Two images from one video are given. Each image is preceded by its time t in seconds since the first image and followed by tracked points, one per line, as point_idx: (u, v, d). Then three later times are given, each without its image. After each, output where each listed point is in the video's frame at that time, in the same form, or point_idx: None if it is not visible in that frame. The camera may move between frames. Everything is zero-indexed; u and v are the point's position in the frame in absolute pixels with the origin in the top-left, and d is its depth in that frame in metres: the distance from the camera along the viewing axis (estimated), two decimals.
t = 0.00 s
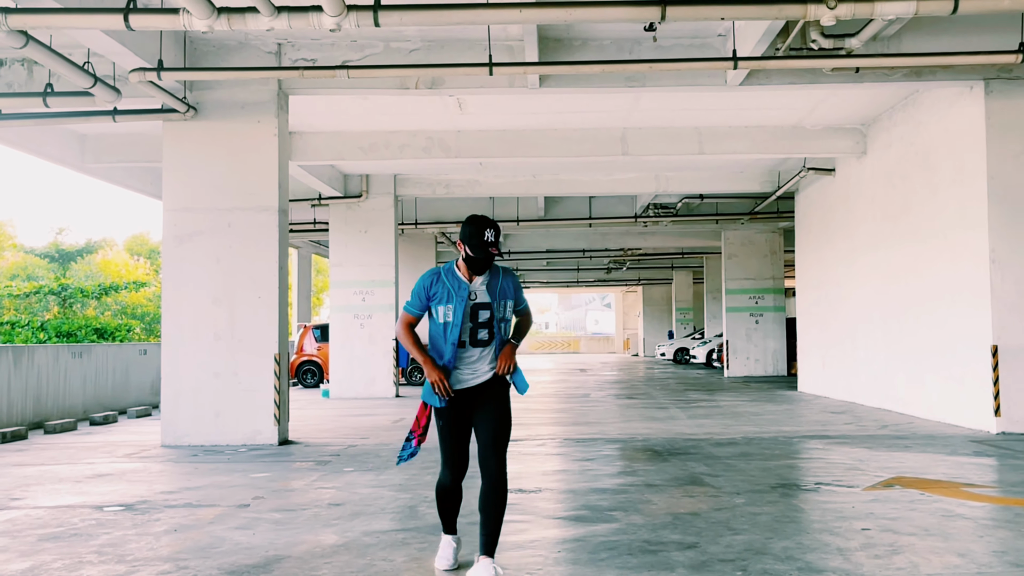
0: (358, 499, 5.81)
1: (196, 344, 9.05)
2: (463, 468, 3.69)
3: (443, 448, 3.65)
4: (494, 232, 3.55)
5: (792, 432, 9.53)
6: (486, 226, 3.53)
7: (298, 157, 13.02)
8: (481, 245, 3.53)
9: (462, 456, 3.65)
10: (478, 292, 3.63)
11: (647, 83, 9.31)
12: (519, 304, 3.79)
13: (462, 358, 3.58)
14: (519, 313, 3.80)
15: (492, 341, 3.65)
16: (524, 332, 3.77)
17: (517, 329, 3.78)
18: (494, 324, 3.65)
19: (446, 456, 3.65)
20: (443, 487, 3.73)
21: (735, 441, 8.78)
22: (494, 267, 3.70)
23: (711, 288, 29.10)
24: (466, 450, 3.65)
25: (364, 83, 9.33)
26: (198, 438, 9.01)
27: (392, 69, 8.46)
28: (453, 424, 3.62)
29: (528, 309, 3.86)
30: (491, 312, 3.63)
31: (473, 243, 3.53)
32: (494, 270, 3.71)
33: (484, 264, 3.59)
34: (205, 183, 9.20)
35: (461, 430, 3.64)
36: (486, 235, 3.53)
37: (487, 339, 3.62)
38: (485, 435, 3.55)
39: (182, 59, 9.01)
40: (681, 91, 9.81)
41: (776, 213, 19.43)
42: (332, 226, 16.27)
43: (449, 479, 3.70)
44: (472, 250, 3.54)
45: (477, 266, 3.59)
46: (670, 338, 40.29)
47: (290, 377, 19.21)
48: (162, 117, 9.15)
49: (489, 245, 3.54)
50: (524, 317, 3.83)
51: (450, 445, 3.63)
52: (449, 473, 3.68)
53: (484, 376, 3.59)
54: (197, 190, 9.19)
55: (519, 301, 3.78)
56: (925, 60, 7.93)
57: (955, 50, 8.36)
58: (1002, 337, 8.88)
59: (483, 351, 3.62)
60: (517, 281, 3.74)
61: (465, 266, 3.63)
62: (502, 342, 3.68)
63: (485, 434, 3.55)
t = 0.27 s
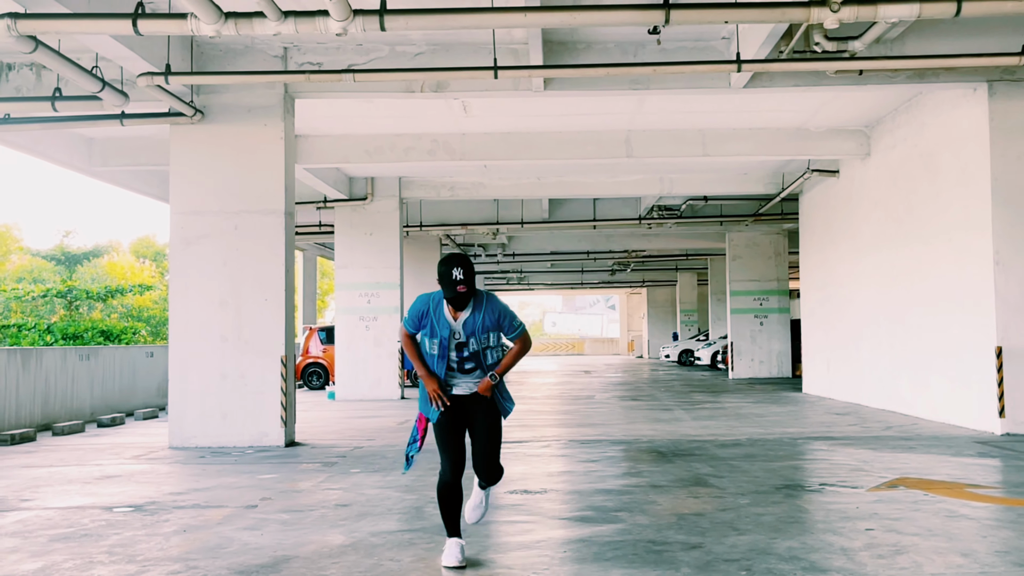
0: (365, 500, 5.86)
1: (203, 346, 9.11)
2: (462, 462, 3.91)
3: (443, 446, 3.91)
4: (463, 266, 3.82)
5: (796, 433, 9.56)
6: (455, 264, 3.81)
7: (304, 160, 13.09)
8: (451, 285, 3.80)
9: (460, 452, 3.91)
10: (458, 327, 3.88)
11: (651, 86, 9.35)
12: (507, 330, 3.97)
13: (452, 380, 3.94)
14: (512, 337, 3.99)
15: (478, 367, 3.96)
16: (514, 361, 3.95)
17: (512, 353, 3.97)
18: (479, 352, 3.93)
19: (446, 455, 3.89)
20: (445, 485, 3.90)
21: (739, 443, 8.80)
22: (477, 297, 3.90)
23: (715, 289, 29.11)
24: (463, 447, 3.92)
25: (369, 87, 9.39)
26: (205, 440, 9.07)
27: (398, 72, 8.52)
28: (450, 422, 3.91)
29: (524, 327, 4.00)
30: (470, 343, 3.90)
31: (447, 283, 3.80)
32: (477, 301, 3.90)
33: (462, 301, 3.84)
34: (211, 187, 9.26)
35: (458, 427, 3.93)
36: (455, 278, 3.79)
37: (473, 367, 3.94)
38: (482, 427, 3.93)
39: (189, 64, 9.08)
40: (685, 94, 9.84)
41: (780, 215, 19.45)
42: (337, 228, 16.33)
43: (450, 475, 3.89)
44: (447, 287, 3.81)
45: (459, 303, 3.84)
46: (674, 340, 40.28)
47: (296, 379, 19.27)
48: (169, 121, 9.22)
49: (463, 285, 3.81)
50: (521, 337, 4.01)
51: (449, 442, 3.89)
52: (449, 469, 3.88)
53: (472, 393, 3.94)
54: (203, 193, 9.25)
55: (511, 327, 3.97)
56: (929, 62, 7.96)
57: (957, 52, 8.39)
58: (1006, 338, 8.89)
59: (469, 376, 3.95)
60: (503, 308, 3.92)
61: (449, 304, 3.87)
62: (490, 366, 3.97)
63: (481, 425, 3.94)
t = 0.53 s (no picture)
0: (370, 500, 5.90)
1: (209, 348, 9.16)
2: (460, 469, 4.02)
3: (443, 452, 4.01)
4: (459, 278, 3.97)
5: (799, 434, 9.58)
6: (455, 273, 3.96)
7: (308, 162, 13.14)
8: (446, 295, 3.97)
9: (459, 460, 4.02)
10: (451, 341, 4.02)
11: (654, 87, 9.39)
12: (503, 354, 4.00)
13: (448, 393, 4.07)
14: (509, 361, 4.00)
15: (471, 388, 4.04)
16: (508, 391, 3.91)
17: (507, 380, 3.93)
18: (474, 372, 4.02)
19: (445, 459, 4.00)
20: (445, 489, 4.00)
21: (742, 443, 8.83)
22: (476, 311, 4.04)
23: (719, 290, 29.12)
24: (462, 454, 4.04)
25: (373, 89, 9.43)
26: (211, 440, 9.12)
27: (402, 75, 8.56)
28: (452, 430, 4.03)
29: (520, 352, 3.98)
30: (461, 362, 3.99)
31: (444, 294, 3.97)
32: (475, 311, 4.05)
33: (457, 311, 3.99)
34: (217, 189, 9.32)
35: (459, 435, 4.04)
36: (448, 288, 3.96)
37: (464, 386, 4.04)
38: (482, 438, 4.08)
39: (195, 67, 9.13)
40: (688, 95, 9.87)
41: (784, 215, 19.46)
42: (341, 229, 16.38)
43: (449, 480, 3.99)
44: (442, 296, 3.97)
45: (456, 313, 3.99)
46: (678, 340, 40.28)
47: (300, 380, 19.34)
48: (175, 124, 9.27)
49: (456, 292, 3.96)
50: (516, 363, 3.97)
51: (450, 448, 4.00)
52: (448, 474, 3.98)
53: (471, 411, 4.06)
54: (208, 195, 9.31)
55: (505, 352, 3.99)
56: (932, 63, 7.98)
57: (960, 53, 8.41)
58: (1009, 338, 8.91)
59: (464, 393, 4.05)
60: (499, 329, 3.98)
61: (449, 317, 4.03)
62: (484, 389, 4.04)
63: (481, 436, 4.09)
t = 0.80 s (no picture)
0: (373, 499, 5.93)
1: (212, 348, 9.20)
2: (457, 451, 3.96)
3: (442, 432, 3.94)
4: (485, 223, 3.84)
5: (801, 433, 9.60)
6: (479, 220, 3.82)
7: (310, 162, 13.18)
8: (472, 243, 3.84)
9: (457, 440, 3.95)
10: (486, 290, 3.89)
11: (655, 88, 9.41)
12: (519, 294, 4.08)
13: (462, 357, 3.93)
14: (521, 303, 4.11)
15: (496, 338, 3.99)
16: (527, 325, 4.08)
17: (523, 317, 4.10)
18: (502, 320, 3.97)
19: (443, 439, 3.93)
20: (440, 472, 3.94)
21: (743, 442, 8.86)
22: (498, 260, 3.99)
23: (720, 290, 29.14)
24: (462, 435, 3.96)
25: (375, 90, 9.47)
26: (213, 440, 9.16)
27: (403, 76, 8.59)
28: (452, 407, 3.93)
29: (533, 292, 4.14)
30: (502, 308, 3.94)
31: (472, 242, 3.83)
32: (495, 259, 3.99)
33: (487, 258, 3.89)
34: (220, 190, 9.35)
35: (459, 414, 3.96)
36: (474, 235, 3.83)
37: (495, 334, 3.96)
38: (490, 406, 3.94)
39: (197, 68, 9.16)
40: (688, 95, 9.89)
41: (785, 215, 19.47)
42: (343, 229, 16.41)
43: (445, 462, 3.93)
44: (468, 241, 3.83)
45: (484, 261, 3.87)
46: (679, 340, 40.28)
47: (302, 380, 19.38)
48: (177, 125, 9.31)
49: (479, 235, 3.83)
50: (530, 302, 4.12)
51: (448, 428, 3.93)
52: (444, 456, 3.92)
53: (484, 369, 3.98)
54: (211, 196, 9.35)
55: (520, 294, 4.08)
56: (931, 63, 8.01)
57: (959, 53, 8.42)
58: (1009, 337, 8.93)
59: (486, 346, 3.97)
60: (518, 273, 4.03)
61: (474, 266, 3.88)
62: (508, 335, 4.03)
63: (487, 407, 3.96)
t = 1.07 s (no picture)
0: (373, 498, 5.96)
1: (212, 348, 9.22)
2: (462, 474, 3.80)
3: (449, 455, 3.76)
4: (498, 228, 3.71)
5: (799, 431, 9.63)
6: (490, 226, 3.66)
7: (310, 162, 13.21)
8: (484, 248, 3.67)
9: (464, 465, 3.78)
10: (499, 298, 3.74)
11: (653, 87, 9.43)
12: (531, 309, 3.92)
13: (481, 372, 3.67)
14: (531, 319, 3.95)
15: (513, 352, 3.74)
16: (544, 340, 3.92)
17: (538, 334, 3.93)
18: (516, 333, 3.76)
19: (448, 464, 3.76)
20: (434, 491, 3.86)
21: (742, 440, 8.89)
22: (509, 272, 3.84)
23: (720, 288, 29.16)
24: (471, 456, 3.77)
25: (374, 90, 9.49)
26: (214, 439, 9.19)
27: (403, 76, 8.62)
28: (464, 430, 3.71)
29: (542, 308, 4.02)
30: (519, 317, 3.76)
31: (485, 247, 3.66)
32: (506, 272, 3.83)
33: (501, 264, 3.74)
34: (220, 190, 9.37)
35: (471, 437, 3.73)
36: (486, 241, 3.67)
37: (514, 346, 3.74)
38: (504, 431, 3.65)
39: (197, 69, 9.19)
40: (687, 95, 9.91)
41: (784, 214, 19.49)
42: (343, 229, 16.44)
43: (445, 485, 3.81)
44: (479, 248, 3.66)
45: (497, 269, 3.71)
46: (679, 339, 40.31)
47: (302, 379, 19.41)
48: (177, 125, 9.34)
49: (491, 241, 3.67)
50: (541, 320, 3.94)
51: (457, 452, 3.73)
52: (447, 480, 3.78)
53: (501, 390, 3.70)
54: (212, 196, 9.37)
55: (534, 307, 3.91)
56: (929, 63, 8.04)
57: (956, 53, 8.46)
58: (1007, 336, 8.96)
59: (505, 361, 3.73)
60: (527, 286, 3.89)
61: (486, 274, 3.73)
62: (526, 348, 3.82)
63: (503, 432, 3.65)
